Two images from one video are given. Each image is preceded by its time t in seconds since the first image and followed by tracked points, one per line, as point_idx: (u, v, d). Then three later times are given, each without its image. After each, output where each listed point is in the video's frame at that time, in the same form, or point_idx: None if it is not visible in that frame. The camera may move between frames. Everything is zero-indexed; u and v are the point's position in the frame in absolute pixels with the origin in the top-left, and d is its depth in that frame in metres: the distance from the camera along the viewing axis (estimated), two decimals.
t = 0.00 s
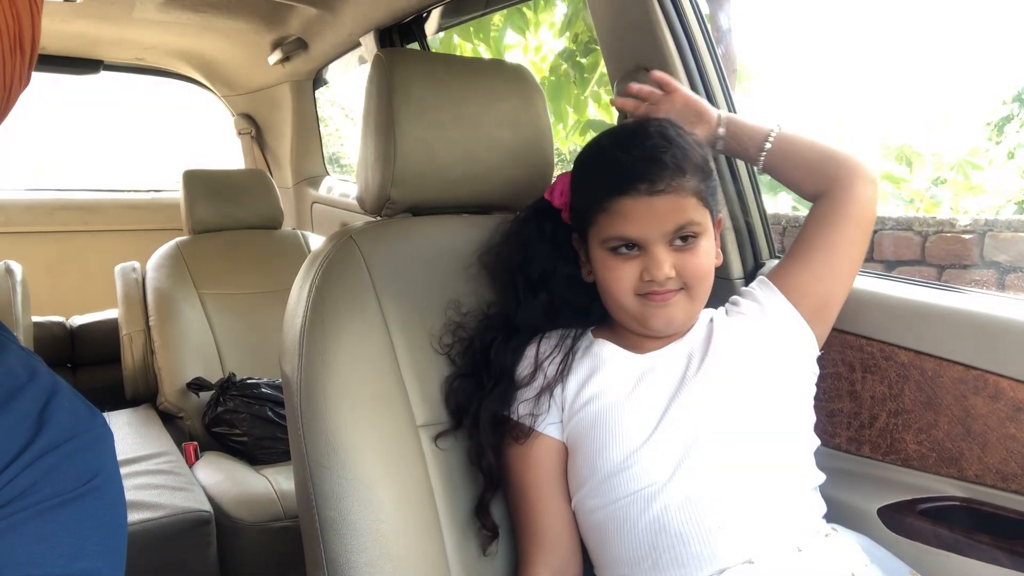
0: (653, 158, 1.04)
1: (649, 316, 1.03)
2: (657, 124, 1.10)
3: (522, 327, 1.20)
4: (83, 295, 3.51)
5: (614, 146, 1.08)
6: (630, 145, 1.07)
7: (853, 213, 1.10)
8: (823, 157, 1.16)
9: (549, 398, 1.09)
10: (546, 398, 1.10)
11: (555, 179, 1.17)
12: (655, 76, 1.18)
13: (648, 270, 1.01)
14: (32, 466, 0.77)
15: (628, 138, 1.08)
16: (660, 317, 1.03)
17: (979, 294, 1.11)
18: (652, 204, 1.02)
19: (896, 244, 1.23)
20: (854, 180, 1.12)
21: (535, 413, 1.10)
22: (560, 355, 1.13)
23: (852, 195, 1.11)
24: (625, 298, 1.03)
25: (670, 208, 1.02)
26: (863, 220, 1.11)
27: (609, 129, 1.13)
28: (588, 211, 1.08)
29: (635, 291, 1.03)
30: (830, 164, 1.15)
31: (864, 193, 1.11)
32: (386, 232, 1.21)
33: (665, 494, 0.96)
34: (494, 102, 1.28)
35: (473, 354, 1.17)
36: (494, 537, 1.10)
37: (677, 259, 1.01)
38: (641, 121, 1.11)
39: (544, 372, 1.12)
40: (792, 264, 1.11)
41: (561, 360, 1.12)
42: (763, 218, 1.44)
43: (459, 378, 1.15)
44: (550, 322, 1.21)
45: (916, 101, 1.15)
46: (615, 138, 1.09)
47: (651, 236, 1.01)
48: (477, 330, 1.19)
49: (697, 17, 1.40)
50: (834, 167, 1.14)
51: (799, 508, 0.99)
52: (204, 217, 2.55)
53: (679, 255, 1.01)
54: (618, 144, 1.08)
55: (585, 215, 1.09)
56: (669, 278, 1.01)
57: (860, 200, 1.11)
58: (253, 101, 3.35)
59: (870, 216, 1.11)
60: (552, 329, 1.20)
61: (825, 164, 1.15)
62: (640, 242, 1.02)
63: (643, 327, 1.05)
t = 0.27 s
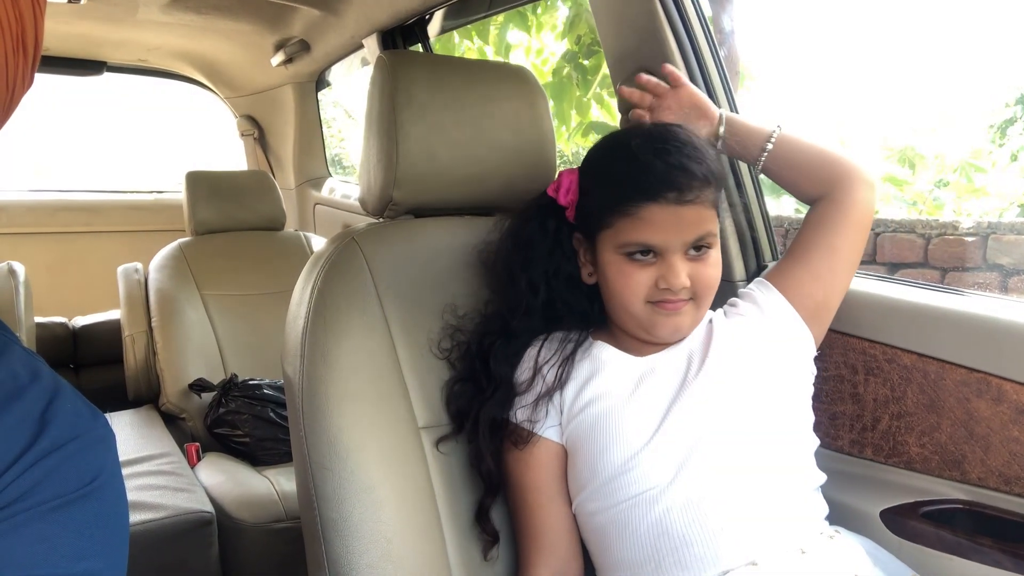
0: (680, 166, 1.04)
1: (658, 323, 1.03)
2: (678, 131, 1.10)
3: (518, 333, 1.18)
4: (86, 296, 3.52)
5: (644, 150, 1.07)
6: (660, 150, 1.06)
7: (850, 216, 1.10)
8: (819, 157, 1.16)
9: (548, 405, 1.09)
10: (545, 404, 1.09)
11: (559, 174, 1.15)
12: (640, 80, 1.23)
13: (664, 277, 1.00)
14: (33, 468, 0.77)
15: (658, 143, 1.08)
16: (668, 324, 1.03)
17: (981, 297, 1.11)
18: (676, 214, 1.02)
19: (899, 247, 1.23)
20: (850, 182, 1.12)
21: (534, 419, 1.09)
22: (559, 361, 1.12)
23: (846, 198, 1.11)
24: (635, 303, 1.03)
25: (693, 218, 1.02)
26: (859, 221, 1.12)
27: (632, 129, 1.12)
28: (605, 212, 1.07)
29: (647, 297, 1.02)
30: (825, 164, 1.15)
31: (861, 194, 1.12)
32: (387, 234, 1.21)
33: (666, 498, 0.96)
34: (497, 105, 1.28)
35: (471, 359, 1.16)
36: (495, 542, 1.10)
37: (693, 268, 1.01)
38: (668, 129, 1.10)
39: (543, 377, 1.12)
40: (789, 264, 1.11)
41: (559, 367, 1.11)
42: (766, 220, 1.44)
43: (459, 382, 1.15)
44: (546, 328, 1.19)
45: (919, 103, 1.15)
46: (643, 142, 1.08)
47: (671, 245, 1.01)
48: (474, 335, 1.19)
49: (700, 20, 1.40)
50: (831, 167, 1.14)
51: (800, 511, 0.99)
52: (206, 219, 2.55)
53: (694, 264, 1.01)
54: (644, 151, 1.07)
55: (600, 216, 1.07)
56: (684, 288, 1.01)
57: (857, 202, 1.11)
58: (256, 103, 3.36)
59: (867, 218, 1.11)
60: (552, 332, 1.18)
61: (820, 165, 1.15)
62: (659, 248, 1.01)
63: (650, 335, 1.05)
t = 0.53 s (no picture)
0: (700, 166, 1.04)
1: (668, 322, 1.03)
2: (693, 131, 1.10)
3: (524, 332, 1.17)
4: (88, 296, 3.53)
5: (664, 148, 1.07)
6: (679, 149, 1.07)
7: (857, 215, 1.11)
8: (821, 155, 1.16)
9: (552, 406, 1.09)
10: (550, 406, 1.09)
11: (570, 169, 1.14)
12: (644, 79, 1.21)
13: (679, 277, 1.00)
14: (36, 467, 0.77)
15: (676, 142, 1.08)
16: (680, 323, 1.03)
17: (985, 295, 1.11)
18: (695, 214, 1.01)
19: (901, 246, 1.23)
20: (860, 182, 1.13)
21: (538, 420, 1.10)
22: (563, 362, 1.12)
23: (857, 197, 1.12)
24: (647, 302, 1.03)
25: (710, 219, 1.02)
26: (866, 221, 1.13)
27: (649, 126, 1.12)
28: (619, 209, 1.06)
29: (661, 296, 1.02)
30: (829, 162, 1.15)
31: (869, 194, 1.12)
32: (389, 233, 1.21)
33: (671, 497, 0.96)
34: (499, 104, 1.28)
35: (474, 360, 1.16)
36: (500, 542, 1.10)
37: (706, 268, 1.01)
38: (688, 128, 1.10)
39: (548, 379, 1.12)
40: (795, 262, 1.11)
41: (563, 368, 1.11)
42: (769, 219, 1.44)
43: (462, 383, 1.15)
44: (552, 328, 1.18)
45: (921, 101, 1.15)
46: (664, 141, 1.08)
47: (687, 245, 1.01)
48: (478, 334, 1.18)
49: (702, 18, 1.40)
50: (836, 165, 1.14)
51: (804, 511, 0.99)
52: (208, 218, 2.55)
53: (708, 264, 1.01)
54: (664, 149, 1.07)
55: (616, 213, 1.07)
56: (698, 289, 1.00)
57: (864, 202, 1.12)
58: (258, 102, 3.36)
59: (874, 218, 1.12)
60: (559, 332, 1.17)
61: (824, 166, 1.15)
62: (674, 248, 1.01)
63: (658, 335, 1.05)
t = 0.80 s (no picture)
0: (703, 161, 1.05)
1: (666, 318, 1.03)
2: (696, 129, 1.11)
3: (528, 324, 1.17)
4: (87, 299, 3.53)
5: (668, 142, 1.08)
6: (682, 143, 1.08)
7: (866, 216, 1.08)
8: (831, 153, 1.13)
9: (553, 405, 1.09)
10: (551, 406, 1.10)
11: (575, 163, 1.16)
12: (653, 76, 1.20)
13: (679, 271, 1.00)
14: (37, 469, 0.77)
15: (680, 137, 1.09)
16: (678, 319, 1.03)
17: (983, 293, 1.11)
18: (696, 208, 1.02)
19: (901, 244, 1.23)
20: (874, 182, 1.08)
21: (539, 419, 1.10)
22: (563, 360, 1.13)
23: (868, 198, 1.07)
24: (647, 296, 1.03)
25: (710, 213, 1.03)
26: (878, 221, 1.08)
27: (654, 124, 1.13)
28: (621, 201, 1.07)
29: (660, 290, 1.02)
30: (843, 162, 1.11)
31: (882, 195, 1.08)
32: (388, 234, 1.21)
33: (672, 496, 0.96)
34: (498, 104, 1.28)
35: (474, 361, 1.16)
36: (499, 538, 1.11)
37: (706, 264, 1.01)
38: (693, 126, 1.11)
39: (548, 378, 1.12)
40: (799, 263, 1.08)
41: (563, 367, 1.12)
42: (768, 218, 1.44)
43: (461, 383, 1.15)
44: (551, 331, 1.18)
45: (920, 100, 1.15)
46: (668, 137, 1.09)
47: (688, 239, 1.01)
48: (478, 331, 1.18)
49: (701, 19, 1.40)
50: (848, 165, 1.11)
51: (804, 510, 0.99)
52: (208, 220, 2.55)
53: (708, 260, 1.02)
54: (668, 145, 1.08)
55: (618, 207, 1.08)
56: (697, 283, 1.00)
57: (875, 203, 1.08)
58: (256, 104, 3.36)
59: (883, 221, 1.08)
60: (556, 333, 1.18)
61: (835, 167, 1.12)
62: (675, 241, 1.02)
63: (656, 331, 1.05)
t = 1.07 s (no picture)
0: (696, 156, 1.06)
1: (661, 315, 1.02)
2: (694, 128, 1.12)
3: (528, 320, 1.18)
4: (89, 303, 3.53)
5: (663, 137, 1.09)
6: (676, 138, 1.09)
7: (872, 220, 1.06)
8: (842, 155, 1.11)
9: (552, 407, 1.09)
10: (551, 407, 1.10)
11: (574, 164, 1.15)
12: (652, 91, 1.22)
13: (672, 266, 1.00)
14: (38, 472, 0.77)
15: (674, 133, 1.10)
16: (672, 316, 1.02)
17: (985, 293, 1.10)
18: (689, 201, 1.03)
19: (902, 245, 1.23)
20: (882, 184, 1.07)
21: (540, 420, 1.09)
22: (562, 360, 1.13)
23: (874, 202, 1.06)
24: (641, 292, 1.02)
25: (704, 207, 1.03)
26: (886, 225, 1.07)
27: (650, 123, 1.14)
28: (616, 197, 1.08)
29: (654, 286, 1.02)
30: (853, 161, 1.09)
31: (892, 200, 1.06)
32: (389, 237, 1.21)
33: (673, 498, 0.95)
34: (498, 105, 1.28)
35: (475, 363, 1.16)
36: (497, 535, 1.10)
37: (701, 260, 1.01)
38: (689, 125, 1.13)
39: (548, 379, 1.12)
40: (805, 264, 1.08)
41: (563, 367, 1.12)
42: (769, 220, 1.44)
43: (463, 385, 1.15)
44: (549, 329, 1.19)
45: (920, 101, 1.15)
46: (663, 133, 1.10)
47: (682, 232, 1.01)
48: (479, 333, 1.19)
49: (701, 21, 1.40)
50: (858, 166, 1.09)
51: (807, 511, 0.98)
52: (209, 224, 2.55)
53: (703, 257, 1.01)
54: (662, 140, 1.09)
55: (613, 203, 1.08)
56: (691, 278, 1.00)
57: (884, 208, 1.06)
58: (258, 108, 3.37)
59: (892, 226, 1.06)
60: (551, 335, 1.19)
61: (841, 169, 1.10)
62: (669, 236, 1.02)
63: (650, 329, 1.05)
